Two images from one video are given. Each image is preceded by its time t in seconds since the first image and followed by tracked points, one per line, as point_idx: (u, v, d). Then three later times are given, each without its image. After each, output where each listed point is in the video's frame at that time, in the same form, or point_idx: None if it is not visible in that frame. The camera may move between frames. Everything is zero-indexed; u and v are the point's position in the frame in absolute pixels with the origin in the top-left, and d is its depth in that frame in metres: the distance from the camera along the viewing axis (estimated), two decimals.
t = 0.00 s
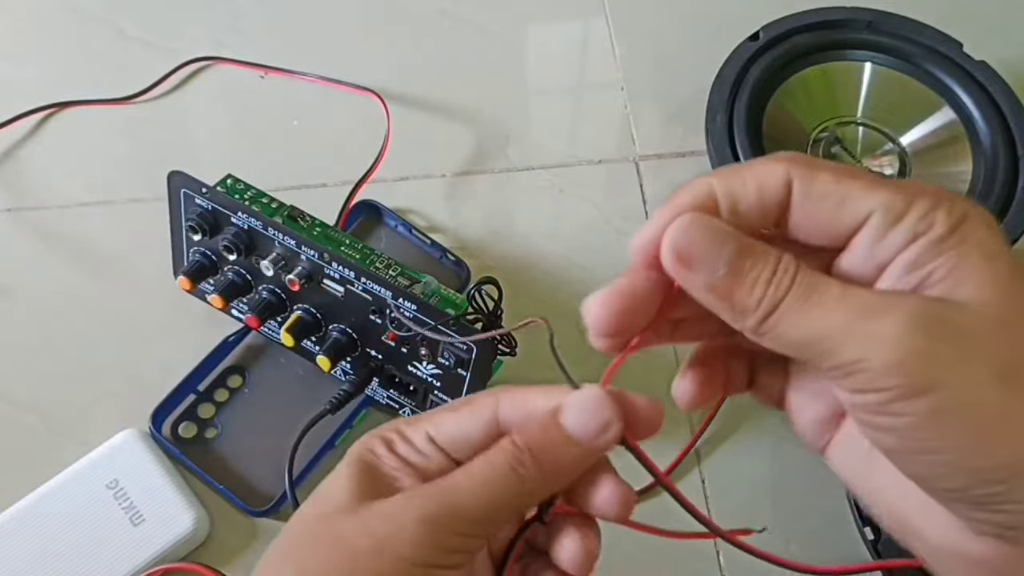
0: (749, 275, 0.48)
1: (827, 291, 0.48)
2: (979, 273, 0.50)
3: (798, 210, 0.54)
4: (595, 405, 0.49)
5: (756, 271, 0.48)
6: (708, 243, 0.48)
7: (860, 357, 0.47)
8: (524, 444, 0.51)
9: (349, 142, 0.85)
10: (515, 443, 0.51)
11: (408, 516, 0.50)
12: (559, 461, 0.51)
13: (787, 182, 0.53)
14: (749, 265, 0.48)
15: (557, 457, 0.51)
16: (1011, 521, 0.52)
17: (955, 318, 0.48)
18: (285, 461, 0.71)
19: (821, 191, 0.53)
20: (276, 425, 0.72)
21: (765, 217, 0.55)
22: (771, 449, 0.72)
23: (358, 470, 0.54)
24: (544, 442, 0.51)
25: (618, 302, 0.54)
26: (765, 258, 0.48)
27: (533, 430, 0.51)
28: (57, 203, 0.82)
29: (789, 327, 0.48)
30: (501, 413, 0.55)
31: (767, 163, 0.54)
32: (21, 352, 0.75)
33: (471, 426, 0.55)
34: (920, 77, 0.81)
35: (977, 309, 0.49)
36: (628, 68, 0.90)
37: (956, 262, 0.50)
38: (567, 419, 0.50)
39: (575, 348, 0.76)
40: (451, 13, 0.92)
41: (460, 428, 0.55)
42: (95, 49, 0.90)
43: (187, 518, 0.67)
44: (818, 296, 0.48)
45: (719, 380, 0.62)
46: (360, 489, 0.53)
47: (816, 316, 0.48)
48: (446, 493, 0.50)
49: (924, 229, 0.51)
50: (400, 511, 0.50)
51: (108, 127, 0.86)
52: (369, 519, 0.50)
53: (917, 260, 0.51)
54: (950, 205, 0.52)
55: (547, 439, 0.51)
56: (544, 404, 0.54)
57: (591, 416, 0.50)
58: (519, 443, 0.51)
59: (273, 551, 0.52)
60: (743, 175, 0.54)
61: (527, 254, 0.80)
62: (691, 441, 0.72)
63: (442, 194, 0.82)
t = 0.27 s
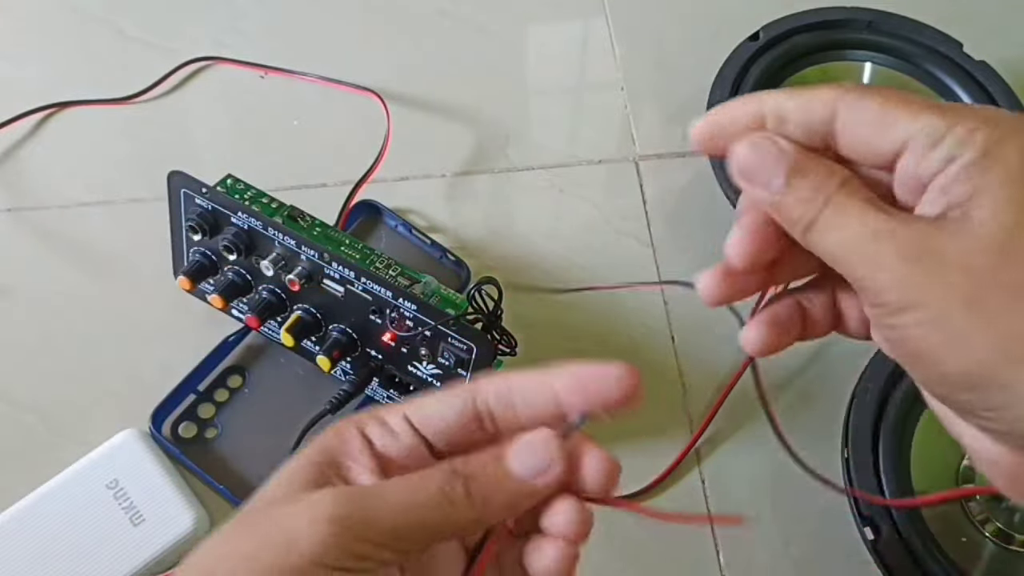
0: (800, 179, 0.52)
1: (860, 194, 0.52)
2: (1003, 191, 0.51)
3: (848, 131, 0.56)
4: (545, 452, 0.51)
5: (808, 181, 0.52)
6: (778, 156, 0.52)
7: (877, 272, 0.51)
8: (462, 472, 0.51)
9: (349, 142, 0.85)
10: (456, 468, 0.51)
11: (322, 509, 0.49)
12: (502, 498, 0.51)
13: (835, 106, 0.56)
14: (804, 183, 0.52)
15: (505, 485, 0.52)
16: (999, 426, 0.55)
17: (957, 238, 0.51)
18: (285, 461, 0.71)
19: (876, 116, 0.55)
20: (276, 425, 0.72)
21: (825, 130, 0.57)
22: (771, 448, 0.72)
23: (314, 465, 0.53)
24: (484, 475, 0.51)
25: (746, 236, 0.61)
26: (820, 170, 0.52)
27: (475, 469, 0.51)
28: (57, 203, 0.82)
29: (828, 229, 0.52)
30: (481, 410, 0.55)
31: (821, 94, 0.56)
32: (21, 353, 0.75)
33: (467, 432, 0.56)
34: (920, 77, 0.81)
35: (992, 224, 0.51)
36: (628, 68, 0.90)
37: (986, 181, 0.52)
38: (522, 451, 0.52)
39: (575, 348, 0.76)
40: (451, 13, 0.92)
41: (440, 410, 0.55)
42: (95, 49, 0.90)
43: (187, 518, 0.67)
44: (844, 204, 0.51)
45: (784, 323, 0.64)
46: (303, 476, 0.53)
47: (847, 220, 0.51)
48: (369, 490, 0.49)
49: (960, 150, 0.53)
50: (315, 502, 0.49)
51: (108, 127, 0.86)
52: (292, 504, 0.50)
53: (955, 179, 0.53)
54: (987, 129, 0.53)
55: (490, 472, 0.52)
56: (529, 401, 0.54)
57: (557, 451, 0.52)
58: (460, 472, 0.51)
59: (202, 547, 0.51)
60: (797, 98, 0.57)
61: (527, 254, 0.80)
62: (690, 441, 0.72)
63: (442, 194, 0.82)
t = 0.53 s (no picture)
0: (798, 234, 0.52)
1: (852, 238, 0.51)
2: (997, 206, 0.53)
3: (852, 174, 0.61)
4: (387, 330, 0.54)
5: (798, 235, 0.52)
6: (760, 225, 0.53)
7: (901, 285, 0.50)
8: (337, 379, 0.54)
9: (349, 142, 0.85)
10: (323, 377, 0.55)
11: (218, 440, 0.52)
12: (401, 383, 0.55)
13: (835, 152, 0.61)
14: (796, 238, 0.52)
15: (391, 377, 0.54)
16: None
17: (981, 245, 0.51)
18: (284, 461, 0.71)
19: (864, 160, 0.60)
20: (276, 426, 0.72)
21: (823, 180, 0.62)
22: (770, 448, 0.72)
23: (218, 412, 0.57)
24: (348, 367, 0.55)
25: (703, 270, 0.59)
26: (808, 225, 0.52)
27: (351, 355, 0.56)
28: (57, 203, 0.82)
29: (836, 274, 0.51)
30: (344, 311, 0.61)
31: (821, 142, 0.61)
32: (21, 353, 0.75)
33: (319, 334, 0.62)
34: (921, 77, 0.81)
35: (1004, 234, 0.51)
36: (628, 69, 0.90)
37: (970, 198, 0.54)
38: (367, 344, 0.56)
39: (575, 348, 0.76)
40: (451, 13, 0.92)
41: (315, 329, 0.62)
42: (95, 49, 0.90)
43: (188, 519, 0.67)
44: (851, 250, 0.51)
45: (749, 326, 0.61)
46: (202, 429, 0.56)
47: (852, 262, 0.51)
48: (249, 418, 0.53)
49: (948, 175, 0.56)
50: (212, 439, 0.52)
51: (108, 127, 0.86)
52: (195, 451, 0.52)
53: (948, 202, 0.56)
54: (968, 159, 0.56)
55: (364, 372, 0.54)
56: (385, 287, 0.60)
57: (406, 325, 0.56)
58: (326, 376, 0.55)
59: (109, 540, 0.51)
60: (797, 151, 0.62)
61: (527, 254, 0.80)
62: (690, 441, 0.72)
63: (442, 194, 0.82)
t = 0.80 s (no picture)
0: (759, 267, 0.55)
1: (807, 271, 0.54)
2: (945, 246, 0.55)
3: (800, 221, 0.62)
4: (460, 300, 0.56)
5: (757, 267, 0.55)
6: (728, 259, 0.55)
7: (855, 317, 0.52)
8: (421, 346, 0.55)
9: (349, 142, 0.85)
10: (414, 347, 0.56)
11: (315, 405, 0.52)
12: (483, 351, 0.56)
13: (784, 203, 0.62)
14: (754, 272, 0.55)
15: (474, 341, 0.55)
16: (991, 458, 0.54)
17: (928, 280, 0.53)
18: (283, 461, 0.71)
19: (814, 209, 0.62)
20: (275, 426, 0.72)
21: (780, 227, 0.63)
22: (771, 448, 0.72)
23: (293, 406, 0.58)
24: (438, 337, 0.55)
25: (682, 324, 0.59)
26: (766, 260, 0.55)
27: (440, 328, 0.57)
28: (56, 203, 0.82)
29: (794, 304, 0.54)
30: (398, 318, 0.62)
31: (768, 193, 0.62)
32: (21, 353, 0.75)
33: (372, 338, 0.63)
34: (921, 77, 0.81)
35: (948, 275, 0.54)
36: (628, 68, 0.90)
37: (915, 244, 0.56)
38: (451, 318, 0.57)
39: (575, 348, 0.76)
40: (451, 13, 0.92)
41: (370, 339, 0.63)
42: (95, 49, 0.90)
43: (187, 519, 0.67)
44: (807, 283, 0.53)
45: (736, 385, 0.60)
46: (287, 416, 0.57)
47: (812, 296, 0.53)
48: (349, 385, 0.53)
49: (894, 219, 0.58)
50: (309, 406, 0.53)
51: (108, 127, 0.85)
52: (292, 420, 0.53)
53: (896, 243, 0.58)
54: (913, 202, 0.58)
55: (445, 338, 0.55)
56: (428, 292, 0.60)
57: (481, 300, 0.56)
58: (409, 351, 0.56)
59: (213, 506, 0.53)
60: (749, 203, 0.63)
61: (527, 254, 0.80)
62: (691, 441, 0.72)
63: (442, 194, 0.82)
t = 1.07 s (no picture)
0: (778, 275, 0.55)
1: (828, 275, 0.55)
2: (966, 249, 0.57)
3: (818, 229, 0.63)
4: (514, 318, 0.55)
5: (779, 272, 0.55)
6: (742, 261, 0.56)
7: (878, 322, 0.53)
8: (457, 362, 0.54)
9: (349, 142, 0.85)
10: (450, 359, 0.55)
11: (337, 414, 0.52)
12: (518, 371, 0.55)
13: (801, 213, 0.63)
14: (775, 277, 0.55)
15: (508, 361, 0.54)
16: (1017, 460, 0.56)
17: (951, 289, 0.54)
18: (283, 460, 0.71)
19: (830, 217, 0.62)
20: (275, 425, 0.72)
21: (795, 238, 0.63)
22: (771, 448, 0.72)
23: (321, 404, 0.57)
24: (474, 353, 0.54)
25: (702, 330, 0.60)
26: (787, 265, 0.56)
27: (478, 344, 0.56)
28: (56, 203, 0.82)
29: (815, 306, 0.54)
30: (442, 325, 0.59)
31: (784, 203, 0.63)
32: (21, 353, 0.75)
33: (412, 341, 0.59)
34: (921, 77, 0.81)
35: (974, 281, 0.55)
36: (628, 68, 0.90)
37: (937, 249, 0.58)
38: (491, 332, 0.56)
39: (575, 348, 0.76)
40: (451, 13, 0.92)
41: (412, 338, 0.59)
42: (95, 49, 0.90)
43: (187, 519, 0.67)
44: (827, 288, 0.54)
45: (764, 395, 0.60)
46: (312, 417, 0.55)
47: (831, 302, 0.54)
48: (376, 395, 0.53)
49: (913, 224, 0.59)
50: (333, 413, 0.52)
51: (108, 127, 0.86)
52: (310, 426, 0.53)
53: (914, 249, 0.59)
54: (932, 209, 0.59)
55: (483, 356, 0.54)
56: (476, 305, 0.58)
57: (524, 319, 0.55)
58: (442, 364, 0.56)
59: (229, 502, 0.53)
60: (765, 213, 0.63)
61: (527, 254, 0.80)
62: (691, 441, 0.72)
63: (442, 194, 0.82)
